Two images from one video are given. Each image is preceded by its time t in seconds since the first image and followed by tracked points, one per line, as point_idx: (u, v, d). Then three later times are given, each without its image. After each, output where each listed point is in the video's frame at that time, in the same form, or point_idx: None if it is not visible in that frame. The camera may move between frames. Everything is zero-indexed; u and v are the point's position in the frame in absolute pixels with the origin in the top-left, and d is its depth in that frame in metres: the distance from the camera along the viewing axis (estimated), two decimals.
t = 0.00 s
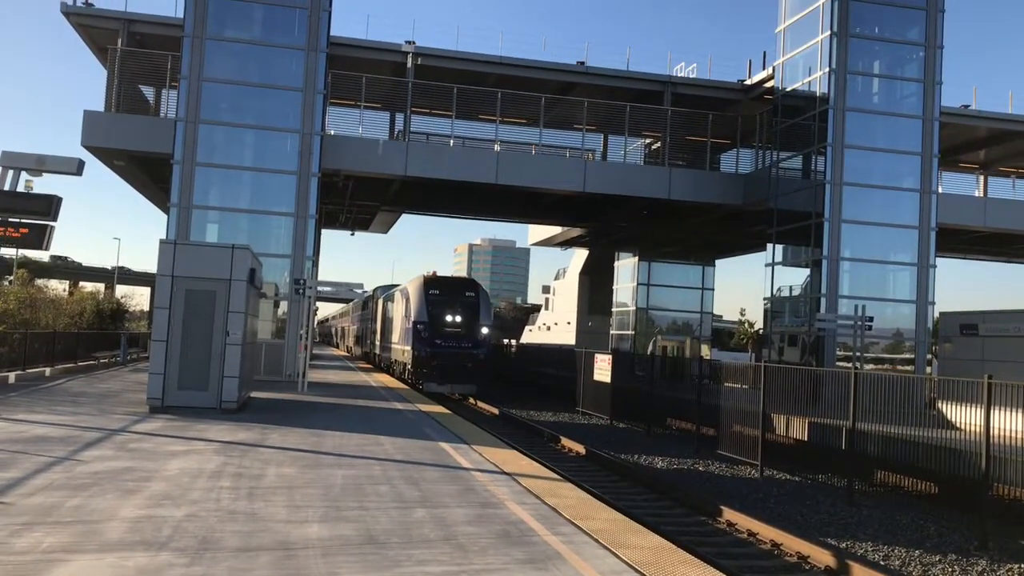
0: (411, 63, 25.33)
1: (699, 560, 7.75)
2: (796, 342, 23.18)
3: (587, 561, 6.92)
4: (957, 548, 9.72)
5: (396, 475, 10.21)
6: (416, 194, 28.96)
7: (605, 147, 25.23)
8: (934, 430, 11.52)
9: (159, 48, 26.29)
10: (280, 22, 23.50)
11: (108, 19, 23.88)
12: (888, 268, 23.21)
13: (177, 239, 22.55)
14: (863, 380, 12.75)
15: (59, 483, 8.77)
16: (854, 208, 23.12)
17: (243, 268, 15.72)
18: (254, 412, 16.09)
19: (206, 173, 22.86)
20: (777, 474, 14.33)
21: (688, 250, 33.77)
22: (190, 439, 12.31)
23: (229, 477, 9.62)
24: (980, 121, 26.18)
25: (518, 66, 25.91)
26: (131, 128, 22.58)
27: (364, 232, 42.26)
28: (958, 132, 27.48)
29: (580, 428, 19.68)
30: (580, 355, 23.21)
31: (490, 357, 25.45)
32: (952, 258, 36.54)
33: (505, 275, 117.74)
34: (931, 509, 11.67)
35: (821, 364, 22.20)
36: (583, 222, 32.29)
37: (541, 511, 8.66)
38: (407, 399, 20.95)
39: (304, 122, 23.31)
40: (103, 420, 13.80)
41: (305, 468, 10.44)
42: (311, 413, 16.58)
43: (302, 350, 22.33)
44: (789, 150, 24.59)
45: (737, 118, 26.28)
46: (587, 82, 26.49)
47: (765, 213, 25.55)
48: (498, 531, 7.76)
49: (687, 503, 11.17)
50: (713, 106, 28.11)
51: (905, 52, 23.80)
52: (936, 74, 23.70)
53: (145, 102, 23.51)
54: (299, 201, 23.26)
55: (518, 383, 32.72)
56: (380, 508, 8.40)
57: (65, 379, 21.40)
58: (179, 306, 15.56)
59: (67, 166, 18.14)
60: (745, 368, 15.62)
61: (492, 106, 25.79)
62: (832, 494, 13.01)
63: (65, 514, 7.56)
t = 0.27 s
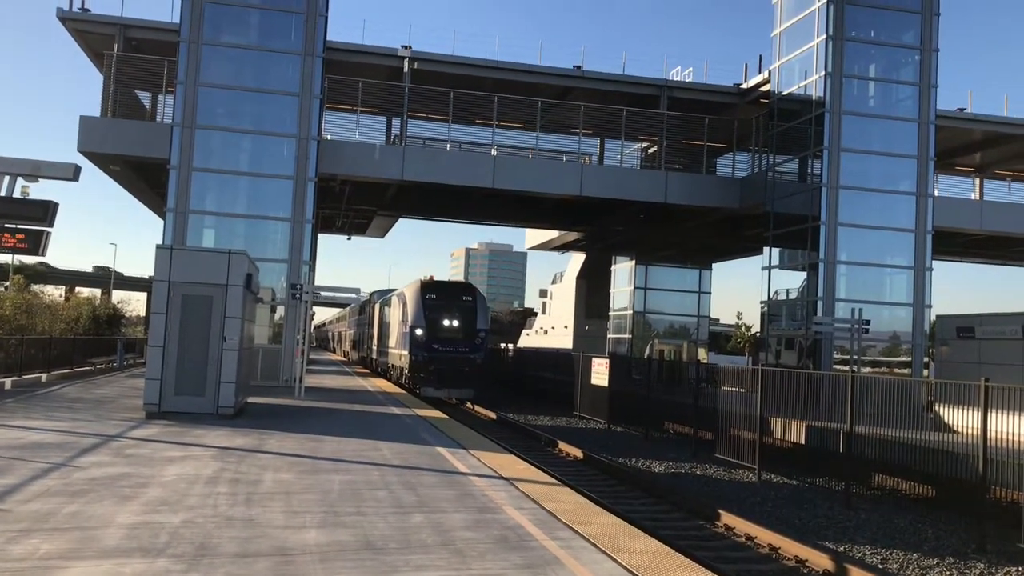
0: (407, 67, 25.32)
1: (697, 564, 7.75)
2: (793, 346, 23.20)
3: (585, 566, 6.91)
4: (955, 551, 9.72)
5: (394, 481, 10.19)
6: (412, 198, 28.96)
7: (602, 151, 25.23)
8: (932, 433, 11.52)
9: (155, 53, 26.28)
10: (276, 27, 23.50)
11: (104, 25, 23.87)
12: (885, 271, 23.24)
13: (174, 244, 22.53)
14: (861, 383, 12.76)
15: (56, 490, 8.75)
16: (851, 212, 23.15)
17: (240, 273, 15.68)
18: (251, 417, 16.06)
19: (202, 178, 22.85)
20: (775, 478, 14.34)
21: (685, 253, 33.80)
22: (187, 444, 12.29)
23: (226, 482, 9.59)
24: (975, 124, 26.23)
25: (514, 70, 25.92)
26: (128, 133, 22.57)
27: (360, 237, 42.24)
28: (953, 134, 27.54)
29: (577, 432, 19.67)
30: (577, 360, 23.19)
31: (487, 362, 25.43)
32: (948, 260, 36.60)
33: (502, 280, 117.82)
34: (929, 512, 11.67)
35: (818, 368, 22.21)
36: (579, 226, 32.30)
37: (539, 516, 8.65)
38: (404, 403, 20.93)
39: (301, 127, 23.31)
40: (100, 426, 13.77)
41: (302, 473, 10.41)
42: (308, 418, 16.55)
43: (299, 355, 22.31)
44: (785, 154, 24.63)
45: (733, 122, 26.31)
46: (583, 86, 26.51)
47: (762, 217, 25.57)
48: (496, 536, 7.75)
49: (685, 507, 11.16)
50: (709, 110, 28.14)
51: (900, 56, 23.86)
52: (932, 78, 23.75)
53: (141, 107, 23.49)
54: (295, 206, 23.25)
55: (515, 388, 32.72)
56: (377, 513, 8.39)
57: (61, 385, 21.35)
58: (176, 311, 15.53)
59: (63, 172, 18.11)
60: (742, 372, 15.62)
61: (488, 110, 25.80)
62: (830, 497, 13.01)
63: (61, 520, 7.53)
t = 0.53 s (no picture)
0: (398, 71, 25.33)
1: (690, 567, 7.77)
2: (784, 348, 23.27)
3: (579, 569, 6.92)
4: (946, 553, 9.77)
5: (387, 485, 10.19)
6: (404, 202, 28.96)
7: (593, 154, 25.26)
8: (923, 435, 11.57)
9: (146, 57, 26.23)
10: (267, 31, 23.49)
11: (94, 28, 23.81)
12: (875, 273, 23.32)
13: (165, 248, 22.48)
14: (852, 385, 12.80)
15: (48, 496, 8.73)
16: (841, 215, 23.24)
17: (232, 278, 15.66)
18: (243, 422, 16.04)
19: (193, 182, 22.81)
20: (767, 480, 14.37)
21: (677, 256, 33.88)
22: (179, 449, 12.27)
23: (219, 487, 9.58)
24: (964, 127, 26.37)
25: (505, 74, 25.95)
26: (119, 137, 22.52)
27: (352, 240, 42.21)
28: (943, 137, 27.67)
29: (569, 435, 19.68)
30: (569, 362, 23.21)
31: (480, 365, 25.42)
32: (938, 263, 36.75)
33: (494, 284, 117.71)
34: (920, 514, 11.72)
35: (809, 370, 22.28)
36: (571, 230, 32.33)
37: (532, 520, 8.66)
38: (396, 407, 20.92)
39: (292, 130, 23.28)
40: (91, 431, 13.73)
41: (295, 478, 10.40)
42: (300, 423, 16.52)
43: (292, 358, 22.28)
44: (776, 157, 24.73)
45: (724, 125, 26.38)
46: (574, 89, 26.55)
47: (752, 220, 25.65)
48: (490, 540, 7.76)
49: (677, 510, 11.18)
50: (700, 113, 28.22)
51: (890, 59, 23.98)
52: (922, 81, 23.86)
53: (132, 111, 23.44)
54: (286, 210, 23.21)
55: (507, 391, 32.74)
56: (370, 517, 8.39)
57: (52, 390, 21.27)
58: (168, 315, 15.49)
59: (54, 176, 18.05)
60: (733, 374, 15.67)
61: (480, 114, 25.82)
62: (822, 499, 13.06)
63: (53, 526, 7.51)
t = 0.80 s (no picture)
0: (381, 68, 25.27)
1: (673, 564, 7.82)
2: (766, 345, 23.41)
3: (563, 567, 6.96)
4: (925, 548, 9.87)
5: (371, 484, 10.20)
6: (387, 199, 28.91)
7: (577, 152, 25.29)
8: (904, 431, 11.69)
9: (126, 54, 26.06)
10: (249, 28, 23.39)
11: (74, 25, 23.64)
12: (856, 270, 23.48)
13: (147, 246, 22.36)
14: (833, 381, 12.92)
15: (29, 497, 8.69)
16: (822, 212, 23.37)
17: (214, 276, 15.61)
18: (227, 421, 15.99)
19: (175, 180, 22.70)
20: (749, 476, 14.47)
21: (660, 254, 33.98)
22: (162, 449, 12.22)
23: (202, 487, 9.56)
24: (944, 126, 26.58)
25: (488, 72, 25.95)
26: (100, 135, 22.37)
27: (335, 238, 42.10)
28: (923, 135, 27.88)
29: (553, 432, 19.74)
30: (553, 360, 23.25)
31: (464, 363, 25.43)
32: (919, 260, 37.04)
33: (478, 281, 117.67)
34: (901, 509, 11.83)
35: (791, 367, 22.41)
36: (555, 227, 32.36)
37: (516, 518, 8.70)
38: (380, 405, 20.89)
39: (274, 128, 23.21)
40: (73, 431, 13.66)
41: (279, 477, 10.40)
42: (284, 421, 16.49)
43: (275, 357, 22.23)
44: (758, 155, 24.86)
45: (706, 123, 26.47)
46: (557, 87, 26.58)
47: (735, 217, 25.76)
48: (474, 538, 7.78)
49: (660, 507, 11.24)
50: (683, 111, 28.32)
51: (871, 58, 24.15)
52: (902, 80, 24.05)
53: (112, 108, 23.30)
54: (269, 208, 23.15)
55: (491, 388, 32.75)
56: (355, 517, 8.39)
57: (32, 389, 21.12)
58: (150, 314, 15.41)
59: (34, 175, 17.93)
60: (716, 371, 15.76)
61: (463, 111, 25.81)
62: (804, 495, 13.15)
63: (36, 528, 7.48)
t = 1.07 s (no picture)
0: (360, 58, 25.11)
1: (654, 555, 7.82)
2: (745, 336, 23.52)
3: (543, 558, 6.96)
4: (902, 536, 9.94)
5: (351, 476, 10.16)
6: (366, 191, 28.78)
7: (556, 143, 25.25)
8: (881, 420, 11.77)
9: (101, 43, 25.75)
10: (226, 18, 23.17)
11: (47, 14, 23.31)
12: (834, 261, 23.61)
13: (123, 238, 22.14)
14: (811, 371, 12.99)
15: (4, 491, 8.58)
16: (800, 203, 23.47)
17: (191, 268, 15.47)
18: (204, 413, 15.88)
19: (151, 171, 22.48)
20: (728, 466, 14.53)
21: (639, 245, 34.06)
22: (139, 442, 12.12)
23: (180, 480, 9.49)
24: (921, 117, 26.75)
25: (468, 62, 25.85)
26: (74, 125, 22.09)
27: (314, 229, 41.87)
28: (901, 127, 28.04)
29: (532, 423, 19.75)
30: (533, 351, 23.24)
31: (443, 355, 25.39)
32: (895, 251, 37.30)
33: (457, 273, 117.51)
34: (878, 499, 11.91)
35: (769, 358, 22.52)
36: (534, 218, 32.33)
37: (496, 509, 8.69)
38: (359, 397, 20.82)
39: (252, 118, 23.03)
40: (48, 424, 13.52)
41: (257, 470, 10.33)
42: (262, 414, 16.39)
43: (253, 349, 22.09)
44: (736, 147, 24.93)
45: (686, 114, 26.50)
46: (537, 78, 26.52)
47: (713, 208, 25.84)
48: (454, 530, 7.77)
49: (640, 498, 11.26)
50: (662, 102, 28.34)
51: (848, 50, 24.25)
52: (880, 72, 24.18)
53: (86, 98, 23.02)
54: (246, 199, 22.98)
55: (471, 380, 32.74)
56: (334, 509, 8.35)
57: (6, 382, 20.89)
58: (126, 306, 15.26)
59: (8, 165, 17.70)
60: (695, 361, 15.80)
61: (443, 102, 25.70)
62: (782, 485, 13.22)
63: (11, 523, 7.39)
